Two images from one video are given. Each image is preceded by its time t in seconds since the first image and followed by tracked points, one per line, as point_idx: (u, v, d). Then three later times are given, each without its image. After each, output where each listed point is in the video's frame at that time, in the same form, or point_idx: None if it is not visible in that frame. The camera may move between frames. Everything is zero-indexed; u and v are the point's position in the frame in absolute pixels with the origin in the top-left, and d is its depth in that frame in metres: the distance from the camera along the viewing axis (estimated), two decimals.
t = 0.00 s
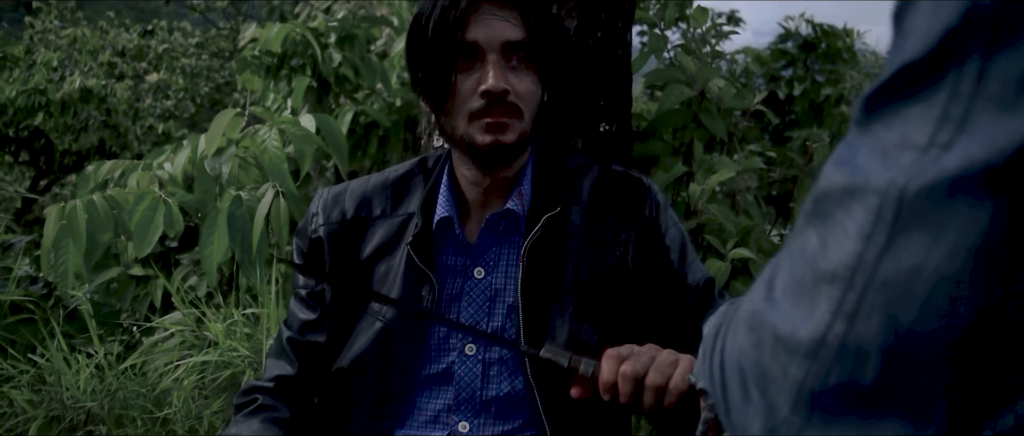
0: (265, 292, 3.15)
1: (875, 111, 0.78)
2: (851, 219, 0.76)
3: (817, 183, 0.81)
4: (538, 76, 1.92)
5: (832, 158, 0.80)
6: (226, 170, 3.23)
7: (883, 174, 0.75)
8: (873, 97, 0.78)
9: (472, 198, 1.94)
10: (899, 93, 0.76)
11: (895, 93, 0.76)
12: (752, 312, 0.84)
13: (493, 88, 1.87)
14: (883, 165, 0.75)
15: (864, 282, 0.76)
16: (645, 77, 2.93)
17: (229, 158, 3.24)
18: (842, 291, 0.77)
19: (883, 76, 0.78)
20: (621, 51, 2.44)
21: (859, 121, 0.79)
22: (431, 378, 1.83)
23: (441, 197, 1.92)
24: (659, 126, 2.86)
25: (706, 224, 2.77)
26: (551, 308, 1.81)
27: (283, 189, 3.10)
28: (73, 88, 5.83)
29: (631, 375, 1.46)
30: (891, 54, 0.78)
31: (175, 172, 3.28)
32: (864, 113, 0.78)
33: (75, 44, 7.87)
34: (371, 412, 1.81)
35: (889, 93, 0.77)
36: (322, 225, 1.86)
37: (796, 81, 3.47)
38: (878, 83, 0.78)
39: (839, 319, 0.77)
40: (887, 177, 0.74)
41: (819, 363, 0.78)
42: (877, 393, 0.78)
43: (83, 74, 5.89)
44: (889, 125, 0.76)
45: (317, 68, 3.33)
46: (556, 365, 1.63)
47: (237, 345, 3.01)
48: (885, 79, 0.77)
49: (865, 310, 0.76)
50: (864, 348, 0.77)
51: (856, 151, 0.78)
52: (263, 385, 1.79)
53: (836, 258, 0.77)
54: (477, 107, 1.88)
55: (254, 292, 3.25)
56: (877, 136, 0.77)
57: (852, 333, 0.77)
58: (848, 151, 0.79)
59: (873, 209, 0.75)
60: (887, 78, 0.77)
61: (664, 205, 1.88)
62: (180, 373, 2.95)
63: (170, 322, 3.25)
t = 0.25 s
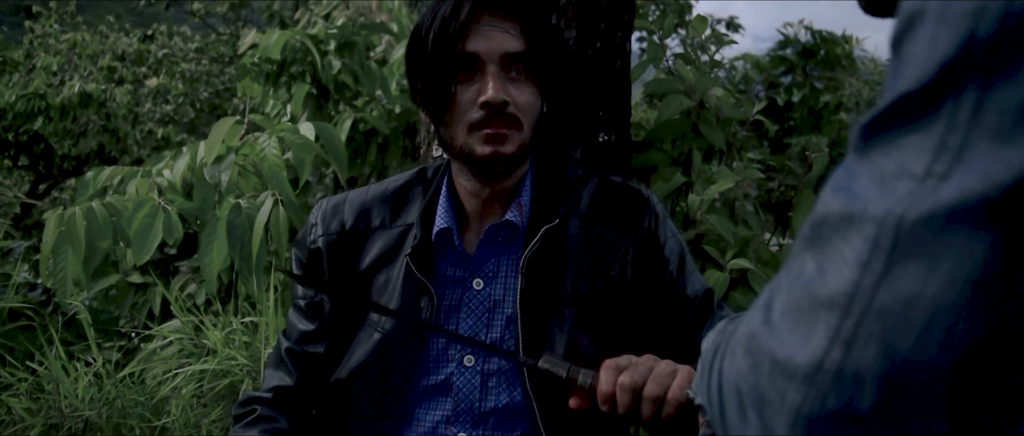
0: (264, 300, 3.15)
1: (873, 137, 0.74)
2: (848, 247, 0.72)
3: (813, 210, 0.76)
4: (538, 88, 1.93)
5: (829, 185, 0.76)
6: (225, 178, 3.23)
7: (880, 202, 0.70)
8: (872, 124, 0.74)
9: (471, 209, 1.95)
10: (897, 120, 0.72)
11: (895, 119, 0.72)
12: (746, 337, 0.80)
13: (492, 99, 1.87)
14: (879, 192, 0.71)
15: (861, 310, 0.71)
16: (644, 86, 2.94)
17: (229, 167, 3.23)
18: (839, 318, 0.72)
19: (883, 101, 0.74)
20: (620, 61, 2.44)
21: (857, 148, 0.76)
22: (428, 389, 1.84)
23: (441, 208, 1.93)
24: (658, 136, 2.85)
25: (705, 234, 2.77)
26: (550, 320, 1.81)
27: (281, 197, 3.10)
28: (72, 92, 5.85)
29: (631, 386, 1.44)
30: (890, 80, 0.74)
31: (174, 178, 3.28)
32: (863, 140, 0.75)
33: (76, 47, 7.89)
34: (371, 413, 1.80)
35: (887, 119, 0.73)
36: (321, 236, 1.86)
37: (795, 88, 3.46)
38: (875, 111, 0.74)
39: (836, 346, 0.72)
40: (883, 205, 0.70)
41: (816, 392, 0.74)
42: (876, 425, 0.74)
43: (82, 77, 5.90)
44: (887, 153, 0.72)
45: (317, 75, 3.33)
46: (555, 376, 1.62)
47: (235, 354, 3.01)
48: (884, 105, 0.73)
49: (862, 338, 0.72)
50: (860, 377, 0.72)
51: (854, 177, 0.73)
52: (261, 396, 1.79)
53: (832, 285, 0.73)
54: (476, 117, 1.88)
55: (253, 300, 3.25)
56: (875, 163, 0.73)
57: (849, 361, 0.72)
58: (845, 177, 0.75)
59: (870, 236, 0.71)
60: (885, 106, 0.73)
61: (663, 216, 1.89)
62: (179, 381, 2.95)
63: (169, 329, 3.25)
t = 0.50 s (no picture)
0: (263, 308, 3.14)
1: (871, 164, 0.71)
2: (846, 275, 0.70)
3: (811, 236, 0.75)
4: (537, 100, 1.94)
5: (828, 210, 0.74)
6: (224, 186, 3.22)
7: (877, 233, 0.68)
8: (871, 153, 0.71)
9: (469, 220, 1.95)
10: (895, 150, 0.70)
11: (893, 150, 0.70)
12: (745, 360, 0.78)
13: (492, 111, 1.88)
14: (876, 222, 0.69)
15: (858, 339, 0.69)
16: (644, 96, 2.93)
17: (229, 175, 3.24)
18: (836, 346, 0.70)
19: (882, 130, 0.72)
20: (620, 72, 2.44)
21: (854, 172, 0.73)
22: (427, 401, 1.84)
23: (439, 219, 1.93)
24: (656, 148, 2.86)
25: (704, 244, 2.77)
26: (549, 331, 1.81)
27: (281, 206, 3.10)
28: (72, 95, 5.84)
29: (628, 395, 1.43)
30: (889, 109, 0.72)
31: (174, 186, 3.28)
32: (859, 167, 0.72)
33: (75, 52, 7.90)
34: (371, 413, 1.80)
35: (886, 148, 0.70)
36: (320, 247, 1.86)
37: (795, 94, 3.45)
38: (872, 141, 0.71)
39: (833, 373, 0.71)
40: (881, 235, 0.68)
41: (813, 418, 0.72)
42: None
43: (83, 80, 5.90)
44: (885, 183, 0.70)
45: (317, 82, 3.32)
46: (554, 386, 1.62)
47: (233, 362, 3.00)
48: (883, 134, 0.71)
49: (859, 365, 0.70)
50: (858, 404, 0.70)
51: (852, 205, 0.72)
52: (259, 407, 1.79)
53: (829, 313, 0.71)
54: (476, 129, 1.89)
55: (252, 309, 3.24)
56: (872, 192, 0.71)
57: (847, 387, 0.70)
58: (844, 203, 0.73)
59: (868, 265, 0.69)
60: (880, 137, 0.71)
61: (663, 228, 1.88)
62: (177, 390, 2.94)
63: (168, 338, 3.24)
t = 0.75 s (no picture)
0: (262, 318, 3.14)
1: (869, 191, 0.71)
2: (844, 302, 0.70)
3: (810, 262, 0.75)
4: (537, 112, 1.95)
5: (826, 237, 0.74)
6: (224, 194, 3.22)
7: (874, 260, 0.68)
8: (868, 180, 0.72)
9: (469, 231, 1.95)
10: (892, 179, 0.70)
11: (890, 178, 0.70)
12: (744, 383, 0.78)
13: (491, 122, 1.88)
14: (873, 249, 0.69)
15: (855, 366, 0.69)
16: (644, 104, 2.93)
17: (228, 184, 3.24)
18: (833, 372, 0.70)
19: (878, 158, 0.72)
20: (619, 82, 2.44)
21: (851, 199, 0.74)
22: (427, 412, 1.84)
23: (439, 230, 1.93)
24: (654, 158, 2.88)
25: (704, 254, 2.77)
26: (549, 342, 1.80)
27: (281, 215, 3.10)
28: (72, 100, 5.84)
29: (626, 400, 1.42)
30: (885, 137, 0.72)
31: (173, 194, 3.28)
32: (858, 192, 0.72)
33: (74, 59, 7.90)
34: (371, 412, 1.80)
35: (882, 177, 0.71)
36: (319, 258, 1.87)
37: (794, 100, 3.45)
38: (869, 168, 0.72)
39: (830, 398, 0.70)
40: (878, 263, 0.68)
41: None
42: None
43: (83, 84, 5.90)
44: (881, 209, 0.70)
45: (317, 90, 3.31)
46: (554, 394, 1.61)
47: (233, 371, 3.00)
48: (880, 163, 0.71)
49: (857, 392, 0.69)
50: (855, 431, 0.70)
51: (850, 232, 0.72)
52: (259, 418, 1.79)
53: (826, 339, 0.70)
54: (475, 141, 1.90)
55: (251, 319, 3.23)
56: (870, 218, 0.71)
57: (844, 414, 0.70)
58: (842, 230, 0.73)
59: (865, 292, 0.69)
60: (877, 166, 0.71)
61: (661, 237, 1.89)
62: (177, 400, 2.93)
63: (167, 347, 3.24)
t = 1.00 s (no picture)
0: (262, 325, 3.14)
1: (866, 214, 0.71)
2: (840, 326, 0.70)
3: (808, 285, 0.74)
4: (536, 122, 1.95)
5: (823, 259, 0.74)
6: (224, 201, 3.21)
7: (871, 286, 0.68)
8: (866, 204, 0.71)
9: (468, 241, 1.95)
10: (888, 205, 0.70)
11: (887, 204, 0.70)
12: (742, 403, 0.78)
13: (491, 133, 1.89)
14: (871, 274, 0.69)
15: (852, 390, 0.69)
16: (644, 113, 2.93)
17: (228, 191, 3.21)
18: (830, 396, 0.70)
19: (876, 184, 0.72)
20: (619, 91, 2.44)
21: (849, 221, 0.73)
22: (425, 421, 1.84)
23: (438, 240, 1.93)
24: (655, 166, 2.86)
25: (703, 263, 2.77)
26: (548, 352, 1.81)
27: (280, 223, 3.09)
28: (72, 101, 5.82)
29: (622, 403, 1.36)
30: (883, 163, 0.72)
31: (173, 201, 3.28)
32: (854, 215, 0.72)
33: (74, 63, 7.88)
34: (372, 412, 1.80)
35: (879, 203, 0.70)
36: (318, 268, 1.87)
37: (793, 106, 3.44)
38: (868, 192, 0.71)
39: (826, 422, 0.70)
40: (875, 289, 0.68)
41: None
42: None
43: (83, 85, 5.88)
44: (878, 234, 0.70)
45: (317, 97, 3.32)
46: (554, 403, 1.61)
47: (232, 379, 2.99)
48: (878, 189, 0.70)
49: (853, 417, 0.69)
50: None
51: (847, 255, 0.71)
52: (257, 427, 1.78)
53: (823, 362, 0.70)
54: (475, 152, 1.90)
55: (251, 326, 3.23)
56: (867, 242, 0.70)
57: None
58: (839, 252, 0.72)
59: (862, 317, 0.69)
60: (878, 190, 0.70)
61: (660, 247, 1.89)
62: (176, 408, 2.93)
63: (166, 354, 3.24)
